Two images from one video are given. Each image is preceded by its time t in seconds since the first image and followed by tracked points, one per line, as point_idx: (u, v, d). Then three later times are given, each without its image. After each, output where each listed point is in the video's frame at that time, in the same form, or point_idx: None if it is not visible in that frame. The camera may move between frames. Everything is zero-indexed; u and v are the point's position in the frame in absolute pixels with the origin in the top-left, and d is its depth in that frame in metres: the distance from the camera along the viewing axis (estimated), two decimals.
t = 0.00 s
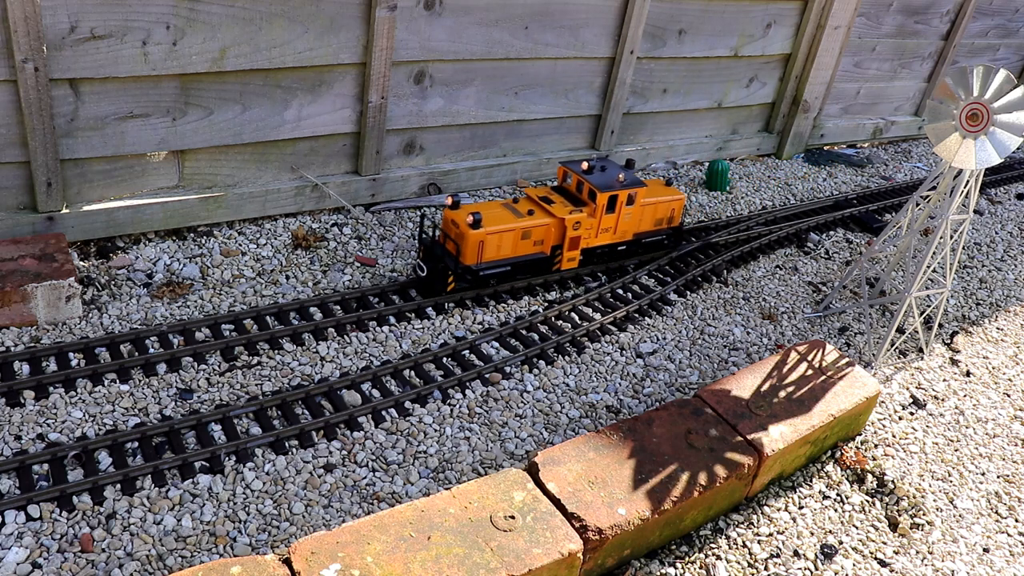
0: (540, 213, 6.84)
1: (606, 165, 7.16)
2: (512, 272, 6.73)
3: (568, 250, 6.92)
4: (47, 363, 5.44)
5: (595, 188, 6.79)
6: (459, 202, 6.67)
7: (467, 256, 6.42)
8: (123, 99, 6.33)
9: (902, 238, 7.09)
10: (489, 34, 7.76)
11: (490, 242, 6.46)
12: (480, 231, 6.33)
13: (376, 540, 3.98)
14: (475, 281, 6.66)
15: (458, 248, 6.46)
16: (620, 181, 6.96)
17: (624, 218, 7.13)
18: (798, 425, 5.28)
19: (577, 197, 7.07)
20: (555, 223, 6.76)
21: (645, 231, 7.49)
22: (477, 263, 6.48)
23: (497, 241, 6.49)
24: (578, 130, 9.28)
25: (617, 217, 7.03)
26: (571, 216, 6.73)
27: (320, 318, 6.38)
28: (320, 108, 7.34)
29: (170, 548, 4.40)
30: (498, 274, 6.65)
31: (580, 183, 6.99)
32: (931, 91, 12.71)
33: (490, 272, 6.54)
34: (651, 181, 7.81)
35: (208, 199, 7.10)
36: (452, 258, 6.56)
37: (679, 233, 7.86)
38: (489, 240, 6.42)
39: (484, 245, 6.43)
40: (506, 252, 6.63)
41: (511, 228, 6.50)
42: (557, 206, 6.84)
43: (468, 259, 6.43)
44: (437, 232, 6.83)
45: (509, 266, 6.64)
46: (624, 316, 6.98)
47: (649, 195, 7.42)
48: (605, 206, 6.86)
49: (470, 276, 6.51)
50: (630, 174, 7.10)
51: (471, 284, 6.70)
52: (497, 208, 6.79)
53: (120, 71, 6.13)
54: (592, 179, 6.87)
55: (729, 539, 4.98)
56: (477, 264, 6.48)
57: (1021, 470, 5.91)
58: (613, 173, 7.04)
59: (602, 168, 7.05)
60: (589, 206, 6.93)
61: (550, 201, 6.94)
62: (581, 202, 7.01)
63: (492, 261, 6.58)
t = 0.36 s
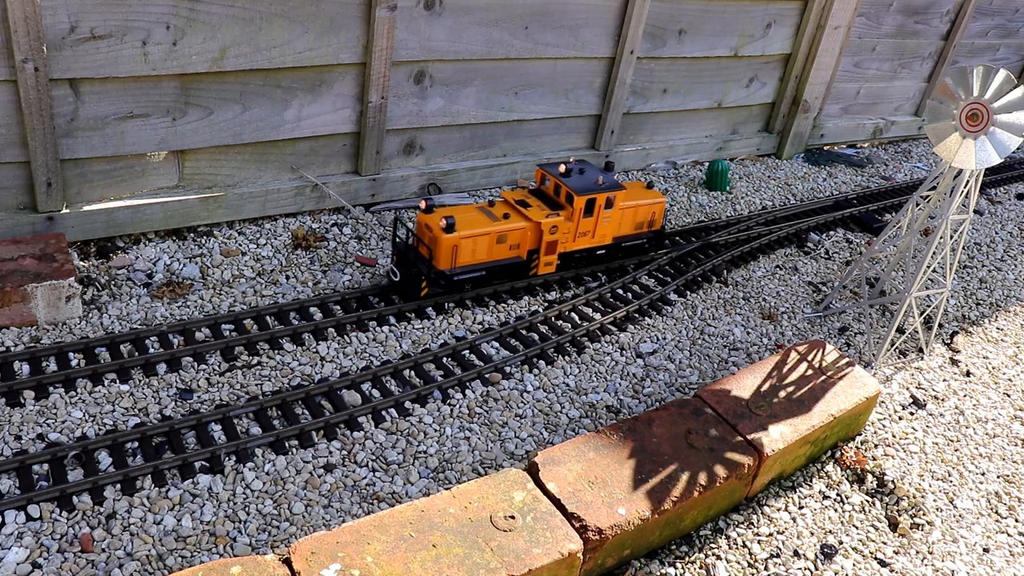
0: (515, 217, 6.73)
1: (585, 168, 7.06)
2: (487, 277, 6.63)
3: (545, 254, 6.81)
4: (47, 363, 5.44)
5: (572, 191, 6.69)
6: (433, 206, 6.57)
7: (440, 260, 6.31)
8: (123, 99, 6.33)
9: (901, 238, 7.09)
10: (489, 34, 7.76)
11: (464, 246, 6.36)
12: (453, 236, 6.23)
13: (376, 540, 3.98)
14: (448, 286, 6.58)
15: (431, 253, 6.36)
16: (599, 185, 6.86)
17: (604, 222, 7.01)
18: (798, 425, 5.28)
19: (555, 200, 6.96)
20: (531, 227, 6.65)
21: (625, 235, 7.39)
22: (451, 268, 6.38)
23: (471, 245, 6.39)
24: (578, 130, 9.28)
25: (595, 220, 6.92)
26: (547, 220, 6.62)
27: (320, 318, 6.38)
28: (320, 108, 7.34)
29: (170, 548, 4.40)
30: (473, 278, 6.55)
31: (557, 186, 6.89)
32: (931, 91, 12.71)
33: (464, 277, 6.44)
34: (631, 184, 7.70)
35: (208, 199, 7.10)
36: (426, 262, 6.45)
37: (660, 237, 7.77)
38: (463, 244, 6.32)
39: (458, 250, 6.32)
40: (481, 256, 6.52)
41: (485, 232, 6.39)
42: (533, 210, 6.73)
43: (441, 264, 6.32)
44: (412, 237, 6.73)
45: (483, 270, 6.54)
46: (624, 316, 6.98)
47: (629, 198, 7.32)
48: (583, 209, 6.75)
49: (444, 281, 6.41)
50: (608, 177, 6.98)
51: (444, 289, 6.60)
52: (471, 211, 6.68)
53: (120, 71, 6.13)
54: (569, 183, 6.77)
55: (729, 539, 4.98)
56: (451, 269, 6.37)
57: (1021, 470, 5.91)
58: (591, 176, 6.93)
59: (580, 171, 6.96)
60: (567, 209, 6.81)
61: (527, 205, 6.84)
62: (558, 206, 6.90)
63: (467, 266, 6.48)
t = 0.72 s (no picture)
0: (491, 221, 6.59)
1: (563, 170, 6.92)
2: (462, 282, 6.50)
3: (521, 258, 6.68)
4: (47, 363, 5.44)
5: (549, 196, 6.55)
6: (406, 210, 6.45)
7: (413, 265, 6.17)
8: (123, 99, 6.33)
9: (902, 238, 7.08)
10: (489, 34, 7.76)
11: (437, 251, 6.22)
12: (426, 240, 6.10)
13: (376, 540, 3.98)
14: (421, 292, 6.44)
15: (404, 257, 6.22)
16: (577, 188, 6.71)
17: (581, 225, 6.89)
18: (798, 425, 5.28)
19: (532, 204, 6.84)
20: (506, 231, 6.52)
21: (604, 239, 7.28)
22: (424, 273, 6.24)
23: (445, 249, 6.26)
24: (578, 130, 9.28)
25: (573, 224, 6.80)
26: (523, 223, 6.48)
27: (320, 318, 6.38)
28: (320, 108, 7.34)
29: (170, 548, 4.40)
30: (447, 284, 6.42)
31: (534, 190, 6.76)
32: (931, 91, 12.71)
33: (437, 282, 6.30)
34: (610, 187, 7.61)
35: (208, 199, 7.10)
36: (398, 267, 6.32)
37: (640, 241, 7.66)
38: (436, 249, 6.19)
39: (431, 254, 6.19)
40: (455, 261, 6.39)
41: (459, 236, 6.27)
42: (509, 214, 6.60)
43: (414, 269, 6.18)
44: (385, 242, 6.59)
45: (457, 276, 6.41)
46: (624, 316, 6.98)
47: (607, 202, 7.21)
48: (560, 213, 6.63)
49: (417, 286, 6.26)
50: (587, 180, 6.85)
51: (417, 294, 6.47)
52: (445, 216, 6.55)
53: (120, 71, 6.13)
54: (546, 186, 6.64)
55: (729, 539, 4.98)
56: (424, 275, 6.23)
57: (1021, 470, 5.91)
58: (569, 179, 6.79)
59: (558, 174, 6.81)
60: (543, 213, 6.68)
61: (503, 209, 6.70)
62: (535, 209, 6.77)
63: (440, 271, 6.34)
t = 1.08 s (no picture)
0: (465, 225, 6.50)
1: (540, 173, 6.81)
2: (435, 286, 6.42)
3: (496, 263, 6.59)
4: (47, 363, 5.44)
5: (524, 199, 6.43)
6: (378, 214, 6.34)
7: (384, 270, 6.09)
8: (123, 99, 6.33)
9: (902, 238, 7.08)
10: (489, 34, 7.76)
11: (409, 256, 6.14)
12: (397, 245, 6.01)
13: (376, 540, 3.98)
14: (393, 297, 6.32)
15: (375, 261, 6.14)
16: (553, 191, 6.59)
17: (559, 229, 6.79)
18: (798, 425, 5.28)
19: (508, 207, 6.73)
20: (480, 236, 6.43)
21: (583, 243, 7.16)
22: (395, 278, 6.16)
23: (417, 254, 6.17)
24: (578, 130, 9.28)
25: (550, 227, 6.69)
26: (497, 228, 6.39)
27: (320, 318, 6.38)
28: (320, 108, 7.34)
29: (170, 548, 4.40)
30: (420, 289, 6.34)
31: (510, 193, 6.66)
32: (931, 91, 12.71)
33: (409, 287, 6.23)
34: (590, 190, 7.45)
35: (208, 199, 7.10)
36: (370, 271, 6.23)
37: (622, 244, 7.54)
38: (407, 254, 6.10)
39: (403, 259, 6.10)
40: (428, 266, 6.30)
41: (431, 240, 6.17)
42: (484, 217, 6.50)
43: (385, 274, 6.10)
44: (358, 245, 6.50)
45: (430, 280, 6.33)
46: (624, 316, 6.98)
47: (587, 204, 7.09)
48: (536, 217, 6.52)
49: (388, 291, 6.19)
50: (564, 183, 6.74)
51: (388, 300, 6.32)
52: (419, 219, 6.46)
53: (120, 71, 6.13)
54: (521, 189, 6.53)
55: (729, 539, 4.98)
56: (395, 279, 6.15)
57: (1021, 470, 5.91)
58: (546, 182, 6.69)
59: (535, 177, 6.70)
60: (519, 216, 6.58)
61: (478, 212, 6.61)
62: (511, 213, 6.66)
63: (413, 276, 6.26)
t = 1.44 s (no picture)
0: (439, 229, 6.41)
1: (516, 177, 6.77)
2: (408, 291, 6.34)
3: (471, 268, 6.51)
4: (47, 363, 5.44)
5: (499, 202, 6.38)
6: (350, 218, 6.25)
7: (355, 276, 5.99)
8: (123, 99, 6.33)
9: (902, 238, 7.08)
10: (489, 34, 7.76)
11: (381, 261, 6.04)
12: (368, 250, 5.91)
13: (376, 540, 3.98)
14: (365, 303, 6.25)
15: (347, 267, 6.04)
16: (529, 195, 6.54)
17: (535, 233, 6.71)
18: (799, 425, 5.28)
19: (483, 210, 6.65)
20: (455, 240, 6.34)
21: (561, 247, 7.08)
22: (367, 283, 6.07)
23: (389, 259, 6.07)
24: (578, 130, 9.28)
25: (526, 231, 6.62)
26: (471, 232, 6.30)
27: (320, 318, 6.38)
28: (320, 108, 7.34)
29: (170, 548, 4.40)
30: (392, 294, 6.26)
31: (486, 196, 6.60)
32: (931, 91, 12.71)
33: (381, 292, 6.16)
34: (569, 192, 7.35)
35: (208, 199, 7.10)
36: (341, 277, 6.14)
37: (600, 247, 7.46)
38: (379, 258, 6.01)
39: (375, 264, 6.01)
40: (400, 271, 6.21)
41: (404, 245, 6.08)
42: (458, 221, 6.42)
43: (356, 279, 6.01)
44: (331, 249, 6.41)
45: (403, 286, 6.25)
46: (624, 316, 6.98)
47: (565, 207, 7.00)
48: (511, 221, 6.44)
49: (360, 297, 6.13)
50: (540, 187, 6.69)
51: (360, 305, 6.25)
52: (392, 223, 6.37)
53: (120, 71, 6.13)
54: (496, 193, 6.47)
55: (729, 539, 4.98)
56: (367, 285, 6.07)
57: (1021, 470, 5.91)
58: (521, 186, 6.64)
59: (511, 180, 6.67)
60: (494, 220, 6.50)
61: (452, 216, 6.53)
62: (486, 217, 6.58)
63: (385, 281, 6.17)
